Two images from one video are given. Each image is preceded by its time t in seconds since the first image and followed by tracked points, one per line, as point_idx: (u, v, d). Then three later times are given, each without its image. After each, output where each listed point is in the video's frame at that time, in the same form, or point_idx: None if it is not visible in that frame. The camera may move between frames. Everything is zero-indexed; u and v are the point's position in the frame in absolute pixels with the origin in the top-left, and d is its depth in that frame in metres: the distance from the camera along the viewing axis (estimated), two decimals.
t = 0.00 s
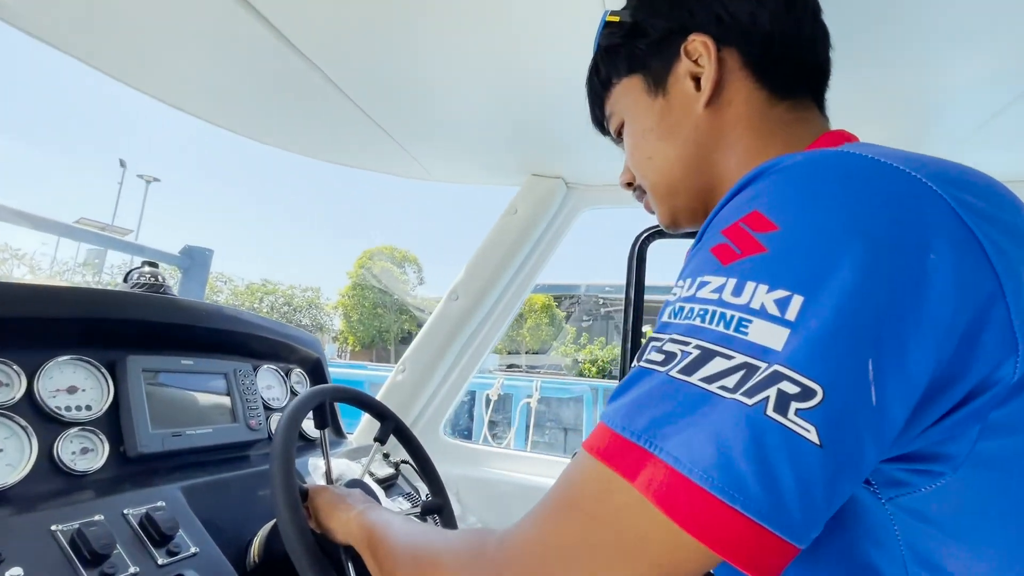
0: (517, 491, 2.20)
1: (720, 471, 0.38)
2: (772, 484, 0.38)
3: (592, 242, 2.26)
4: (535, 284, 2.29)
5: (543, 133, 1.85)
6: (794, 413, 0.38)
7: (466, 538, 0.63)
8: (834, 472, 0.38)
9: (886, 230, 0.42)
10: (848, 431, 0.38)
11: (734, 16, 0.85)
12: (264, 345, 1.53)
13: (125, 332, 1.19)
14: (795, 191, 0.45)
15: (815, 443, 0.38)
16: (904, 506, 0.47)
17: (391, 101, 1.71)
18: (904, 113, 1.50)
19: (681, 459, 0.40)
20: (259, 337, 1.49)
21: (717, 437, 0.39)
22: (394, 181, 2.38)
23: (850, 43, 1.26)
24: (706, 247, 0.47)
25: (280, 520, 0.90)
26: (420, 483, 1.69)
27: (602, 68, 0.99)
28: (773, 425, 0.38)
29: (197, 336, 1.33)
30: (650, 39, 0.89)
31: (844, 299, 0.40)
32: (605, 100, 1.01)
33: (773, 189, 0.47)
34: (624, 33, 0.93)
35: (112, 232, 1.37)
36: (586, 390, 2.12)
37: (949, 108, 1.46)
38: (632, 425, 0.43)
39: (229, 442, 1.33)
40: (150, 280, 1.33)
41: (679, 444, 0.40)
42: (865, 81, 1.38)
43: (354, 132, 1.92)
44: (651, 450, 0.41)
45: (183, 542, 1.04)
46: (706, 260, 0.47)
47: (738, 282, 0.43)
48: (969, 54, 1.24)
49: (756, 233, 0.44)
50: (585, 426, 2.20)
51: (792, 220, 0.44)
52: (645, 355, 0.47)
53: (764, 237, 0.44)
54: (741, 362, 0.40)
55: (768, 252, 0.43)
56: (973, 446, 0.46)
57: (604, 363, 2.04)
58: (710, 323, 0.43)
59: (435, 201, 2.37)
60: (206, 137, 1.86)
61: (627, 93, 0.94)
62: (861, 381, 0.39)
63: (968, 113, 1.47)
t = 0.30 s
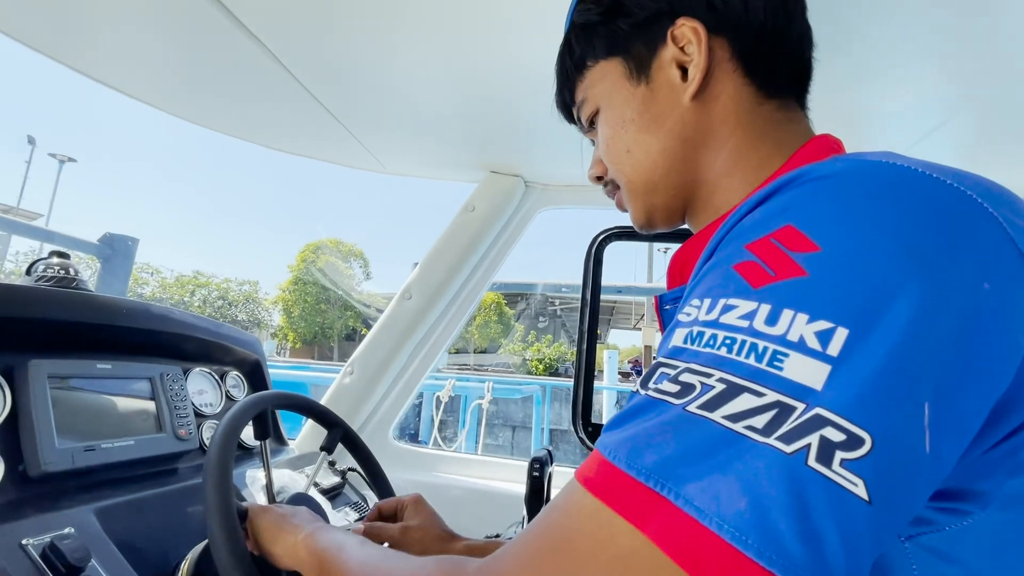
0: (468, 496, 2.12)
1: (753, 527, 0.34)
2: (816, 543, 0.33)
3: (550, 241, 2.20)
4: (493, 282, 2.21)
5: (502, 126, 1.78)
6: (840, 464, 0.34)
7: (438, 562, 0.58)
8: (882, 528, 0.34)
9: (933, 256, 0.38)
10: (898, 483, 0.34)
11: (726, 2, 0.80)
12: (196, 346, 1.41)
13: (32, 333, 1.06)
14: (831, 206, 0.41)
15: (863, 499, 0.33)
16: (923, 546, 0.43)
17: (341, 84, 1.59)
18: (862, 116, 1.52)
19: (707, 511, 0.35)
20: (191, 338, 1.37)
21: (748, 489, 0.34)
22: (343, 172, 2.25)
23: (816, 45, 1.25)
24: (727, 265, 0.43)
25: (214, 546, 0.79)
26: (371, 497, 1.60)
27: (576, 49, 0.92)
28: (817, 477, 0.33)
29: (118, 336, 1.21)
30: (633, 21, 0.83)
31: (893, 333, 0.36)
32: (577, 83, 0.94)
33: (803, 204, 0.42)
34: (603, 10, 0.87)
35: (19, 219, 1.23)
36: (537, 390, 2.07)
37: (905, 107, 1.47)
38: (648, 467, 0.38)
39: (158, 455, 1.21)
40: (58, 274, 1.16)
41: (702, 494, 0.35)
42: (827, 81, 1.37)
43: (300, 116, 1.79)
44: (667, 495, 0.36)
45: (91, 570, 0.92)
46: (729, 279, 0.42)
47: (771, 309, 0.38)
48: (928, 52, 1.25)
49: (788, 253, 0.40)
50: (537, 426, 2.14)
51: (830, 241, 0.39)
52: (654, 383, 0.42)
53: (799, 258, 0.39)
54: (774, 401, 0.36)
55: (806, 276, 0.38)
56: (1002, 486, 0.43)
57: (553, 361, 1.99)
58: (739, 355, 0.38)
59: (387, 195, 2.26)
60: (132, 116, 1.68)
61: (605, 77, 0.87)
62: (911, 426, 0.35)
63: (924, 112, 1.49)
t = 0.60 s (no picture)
0: (429, 499, 2.09)
1: (791, 552, 0.37)
2: (852, 565, 0.36)
3: (516, 240, 2.19)
4: (458, 281, 2.17)
5: (473, 124, 1.76)
6: (879, 492, 0.37)
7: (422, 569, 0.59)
8: (921, 553, 0.37)
9: (965, 298, 0.42)
10: (933, 509, 0.38)
11: None
12: (143, 346, 1.32)
13: None
14: (870, 244, 0.45)
15: (904, 527, 0.36)
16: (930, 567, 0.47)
17: (309, 73, 1.53)
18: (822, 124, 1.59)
19: (739, 535, 0.39)
20: (137, 339, 1.29)
21: (788, 515, 0.38)
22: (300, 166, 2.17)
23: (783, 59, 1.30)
24: (766, 288, 0.47)
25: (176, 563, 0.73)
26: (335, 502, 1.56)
27: (556, 35, 0.88)
28: (860, 506, 0.37)
29: (52, 336, 1.13)
30: (616, 7, 0.80)
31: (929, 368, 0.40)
32: (554, 71, 0.90)
33: (841, 240, 0.47)
34: None
35: None
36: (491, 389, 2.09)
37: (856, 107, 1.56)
38: (671, 490, 0.42)
39: (98, 466, 1.11)
40: None
41: (742, 519, 0.39)
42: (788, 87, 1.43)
43: (261, 104, 1.71)
44: (689, 516, 0.41)
45: None
46: (770, 304, 0.46)
47: (816, 337, 0.42)
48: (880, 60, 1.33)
49: (829, 284, 0.44)
50: (493, 423, 2.17)
51: (871, 276, 0.43)
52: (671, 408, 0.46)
53: (842, 290, 0.44)
54: (814, 430, 0.39)
55: (848, 307, 0.42)
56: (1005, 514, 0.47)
57: (505, 359, 2.02)
58: (780, 382, 0.41)
59: (347, 190, 2.19)
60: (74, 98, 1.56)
61: (585, 67, 0.83)
62: (941, 456, 0.39)
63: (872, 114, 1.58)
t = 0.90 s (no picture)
0: (410, 499, 2.15)
1: (808, 546, 0.44)
2: (859, 550, 0.44)
3: (501, 243, 2.26)
4: (442, 282, 2.21)
5: (461, 133, 1.81)
6: (876, 488, 0.45)
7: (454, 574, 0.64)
8: (911, 537, 0.45)
9: (941, 326, 0.51)
10: (920, 500, 0.46)
11: (692, 34, 0.79)
12: (125, 348, 1.32)
13: None
14: (862, 278, 0.54)
15: (897, 518, 0.44)
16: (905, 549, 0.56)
17: (304, 78, 1.56)
18: (789, 144, 1.73)
19: (761, 533, 0.45)
20: (118, 341, 1.28)
21: (804, 513, 0.45)
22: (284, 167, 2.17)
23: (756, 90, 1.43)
24: (775, 315, 0.55)
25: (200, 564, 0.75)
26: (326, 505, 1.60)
27: (543, 65, 0.88)
28: (862, 500, 0.44)
29: (35, 336, 1.12)
30: (603, 42, 0.80)
31: (915, 384, 0.48)
32: (543, 101, 0.89)
33: (838, 273, 0.55)
34: (574, 32, 0.84)
35: None
36: (459, 389, 2.16)
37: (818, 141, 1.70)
38: (697, 497, 0.48)
39: (82, 472, 1.11)
40: None
41: (759, 519, 0.45)
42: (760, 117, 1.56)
43: (252, 106, 1.71)
44: (715, 519, 0.47)
45: None
46: (779, 331, 0.53)
47: (821, 359, 0.50)
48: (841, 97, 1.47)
49: (829, 313, 0.52)
50: (460, 423, 2.23)
51: (865, 307, 0.52)
52: (693, 422, 0.53)
53: (841, 319, 0.51)
54: (822, 439, 0.47)
55: (847, 333, 0.50)
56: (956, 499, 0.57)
57: (466, 359, 2.11)
58: (793, 399, 0.49)
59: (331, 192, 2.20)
60: (57, 94, 1.53)
61: (574, 98, 0.84)
62: (925, 458, 0.47)
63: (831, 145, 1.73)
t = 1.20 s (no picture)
0: (391, 500, 2.25)
1: (795, 528, 0.51)
2: (835, 528, 0.52)
3: (483, 249, 2.35)
4: (432, 280, 2.26)
5: (449, 142, 1.89)
6: (848, 476, 0.53)
7: None
8: (877, 517, 0.54)
9: (897, 338, 0.60)
10: (883, 486, 0.55)
11: (677, 71, 0.86)
12: (109, 351, 1.32)
13: None
14: (832, 299, 0.62)
15: (867, 501, 0.52)
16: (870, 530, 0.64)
17: (300, 86, 1.60)
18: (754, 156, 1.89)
19: (755, 518, 0.52)
20: (104, 344, 1.29)
21: (791, 500, 0.52)
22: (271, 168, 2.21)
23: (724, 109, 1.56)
24: (760, 331, 0.63)
25: (213, 558, 0.78)
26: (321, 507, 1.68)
27: (540, 96, 0.94)
28: (839, 486, 0.52)
29: (21, 341, 1.12)
30: (597, 76, 0.87)
31: (878, 388, 0.57)
32: (540, 128, 0.96)
33: (813, 295, 0.64)
34: (568, 67, 0.90)
35: None
36: (433, 389, 2.30)
37: (777, 152, 1.87)
38: (700, 490, 0.55)
39: (76, 477, 1.12)
40: None
41: (753, 506, 0.53)
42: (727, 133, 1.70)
43: (245, 111, 1.74)
44: (716, 507, 0.54)
45: None
46: (765, 346, 0.61)
47: (801, 369, 0.58)
48: (798, 115, 1.63)
49: (807, 330, 0.60)
50: (432, 424, 2.37)
51: (835, 324, 0.60)
52: (693, 425, 0.59)
53: (817, 335, 0.60)
54: (803, 437, 0.54)
55: (821, 348, 0.59)
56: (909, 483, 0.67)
57: (434, 359, 2.23)
58: (779, 403, 0.56)
59: (318, 192, 2.24)
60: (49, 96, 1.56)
61: (569, 126, 0.90)
62: (888, 450, 0.55)
63: (791, 156, 1.89)
